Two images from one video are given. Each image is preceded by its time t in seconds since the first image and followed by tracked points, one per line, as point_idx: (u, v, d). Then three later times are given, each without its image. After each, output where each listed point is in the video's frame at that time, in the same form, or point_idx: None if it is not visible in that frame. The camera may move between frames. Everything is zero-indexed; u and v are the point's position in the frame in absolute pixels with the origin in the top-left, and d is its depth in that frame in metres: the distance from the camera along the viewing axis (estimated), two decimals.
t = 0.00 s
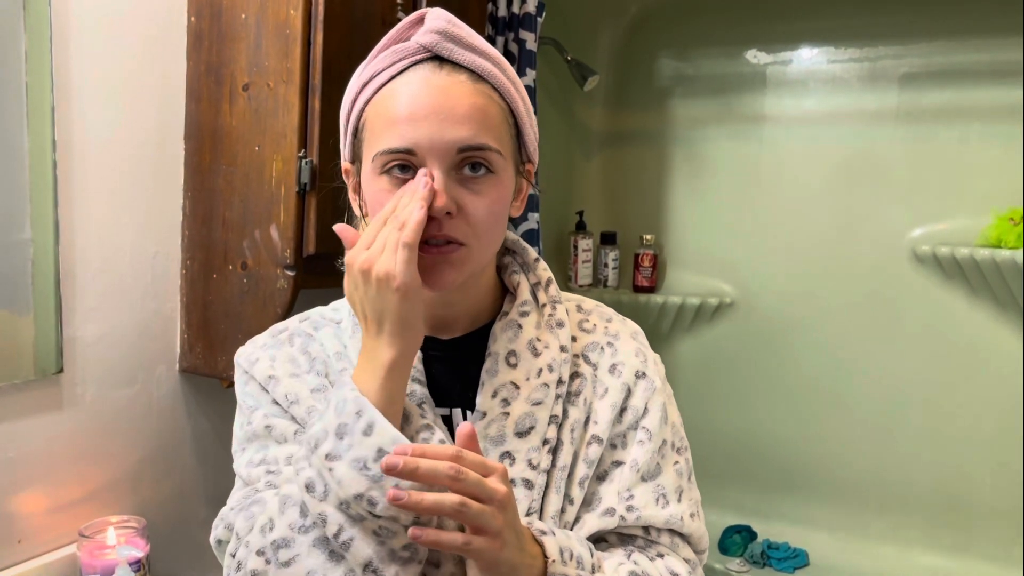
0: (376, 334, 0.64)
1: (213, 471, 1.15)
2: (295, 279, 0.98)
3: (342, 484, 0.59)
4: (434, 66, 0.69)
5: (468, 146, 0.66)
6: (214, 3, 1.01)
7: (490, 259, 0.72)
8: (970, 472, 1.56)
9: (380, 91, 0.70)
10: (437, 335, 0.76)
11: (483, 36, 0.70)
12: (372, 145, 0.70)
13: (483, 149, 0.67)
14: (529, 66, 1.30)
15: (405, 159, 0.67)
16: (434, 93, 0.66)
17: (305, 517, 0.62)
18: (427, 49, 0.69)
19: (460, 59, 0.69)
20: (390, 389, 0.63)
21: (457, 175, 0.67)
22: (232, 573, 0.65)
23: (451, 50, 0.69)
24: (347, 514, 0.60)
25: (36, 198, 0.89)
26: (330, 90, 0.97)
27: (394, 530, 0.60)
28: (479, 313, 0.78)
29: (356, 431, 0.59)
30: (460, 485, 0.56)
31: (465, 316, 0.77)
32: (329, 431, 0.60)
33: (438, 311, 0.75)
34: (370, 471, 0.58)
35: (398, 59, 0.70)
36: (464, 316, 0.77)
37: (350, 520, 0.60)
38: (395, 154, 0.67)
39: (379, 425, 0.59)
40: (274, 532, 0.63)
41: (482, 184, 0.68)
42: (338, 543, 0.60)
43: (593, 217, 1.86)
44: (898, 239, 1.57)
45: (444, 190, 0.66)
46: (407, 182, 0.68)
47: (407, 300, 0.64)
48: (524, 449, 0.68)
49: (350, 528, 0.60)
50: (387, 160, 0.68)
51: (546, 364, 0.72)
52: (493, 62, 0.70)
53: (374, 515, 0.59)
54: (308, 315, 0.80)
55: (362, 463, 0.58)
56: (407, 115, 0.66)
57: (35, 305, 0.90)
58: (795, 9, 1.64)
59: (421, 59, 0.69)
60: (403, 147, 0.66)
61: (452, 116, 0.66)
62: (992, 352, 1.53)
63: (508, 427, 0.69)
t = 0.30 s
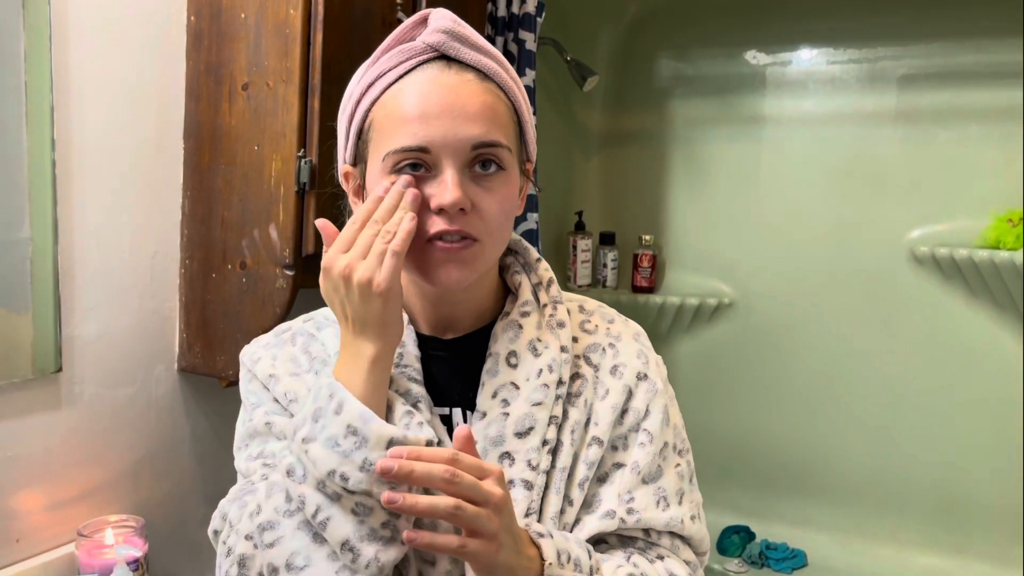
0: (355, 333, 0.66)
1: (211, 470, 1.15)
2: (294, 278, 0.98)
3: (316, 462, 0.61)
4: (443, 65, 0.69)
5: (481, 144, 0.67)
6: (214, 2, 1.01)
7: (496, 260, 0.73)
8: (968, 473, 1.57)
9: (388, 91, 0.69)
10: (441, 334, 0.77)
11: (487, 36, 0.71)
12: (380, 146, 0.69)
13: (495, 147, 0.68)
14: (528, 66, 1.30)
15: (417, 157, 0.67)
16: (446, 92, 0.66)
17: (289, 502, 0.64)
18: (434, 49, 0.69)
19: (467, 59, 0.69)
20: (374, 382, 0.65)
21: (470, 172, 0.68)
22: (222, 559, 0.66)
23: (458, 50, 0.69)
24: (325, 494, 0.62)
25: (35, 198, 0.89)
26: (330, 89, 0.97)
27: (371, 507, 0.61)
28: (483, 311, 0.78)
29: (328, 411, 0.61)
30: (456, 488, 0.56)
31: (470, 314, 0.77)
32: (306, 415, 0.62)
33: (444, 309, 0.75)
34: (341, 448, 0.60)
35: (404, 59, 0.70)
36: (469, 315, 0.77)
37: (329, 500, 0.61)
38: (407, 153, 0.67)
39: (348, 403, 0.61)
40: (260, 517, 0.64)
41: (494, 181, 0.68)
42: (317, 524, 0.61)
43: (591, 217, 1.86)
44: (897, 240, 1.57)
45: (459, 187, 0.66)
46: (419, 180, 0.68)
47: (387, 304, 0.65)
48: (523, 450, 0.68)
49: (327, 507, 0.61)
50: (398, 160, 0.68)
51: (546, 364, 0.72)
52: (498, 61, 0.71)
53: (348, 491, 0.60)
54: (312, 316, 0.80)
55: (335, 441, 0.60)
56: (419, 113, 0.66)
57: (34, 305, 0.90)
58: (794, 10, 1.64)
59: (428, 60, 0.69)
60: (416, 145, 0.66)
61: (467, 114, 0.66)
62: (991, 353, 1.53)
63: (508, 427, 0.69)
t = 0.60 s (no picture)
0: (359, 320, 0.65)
1: (209, 470, 1.15)
2: (293, 278, 0.98)
3: (327, 458, 0.60)
4: (442, 66, 0.69)
5: (481, 143, 0.67)
6: (213, 1, 1.01)
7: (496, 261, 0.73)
8: (967, 473, 1.57)
9: (387, 92, 0.69)
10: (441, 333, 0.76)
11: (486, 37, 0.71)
12: (381, 147, 0.68)
13: (495, 146, 0.68)
14: (528, 66, 1.30)
15: (418, 157, 0.67)
16: (447, 92, 0.66)
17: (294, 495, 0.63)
18: (434, 49, 0.69)
19: (467, 59, 0.69)
20: (381, 370, 0.64)
21: (470, 172, 0.67)
22: (226, 548, 0.67)
23: (457, 50, 0.69)
24: (333, 489, 0.61)
25: (33, 197, 0.89)
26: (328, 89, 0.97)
27: (380, 506, 0.61)
28: (485, 310, 0.78)
29: (342, 407, 0.60)
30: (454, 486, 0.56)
31: (471, 314, 0.77)
32: (317, 409, 0.62)
33: (446, 307, 0.75)
34: (354, 446, 0.59)
35: (403, 60, 0.70)
36: (470, 314, 0.77)
37: (337, 495, 0.61)
38: (408, 153, 0.66)
39: (364, 401, 0.60)
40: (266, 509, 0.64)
41: (494, 181, 0.68)
42: (324, 518, 0.61)
43: (590, 217, 1.86)
44: (896, 241, 1.58)
45: (461, 187, 0.66)
46: (420, 180, 0.67)
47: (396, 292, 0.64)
48: (524, 448, 0.69)
49: (335, 503, 0.61)
50: (399, 160, 0.67)
51: (547, 363, 0.72)
52: (497, 61, 0.71)
53: (359, 489, 0.60)
54: (317, 312, 0.80)
55: (348, 438, 0.60)
56: (420, 113, 0.66)
57: (32, 304, 0.90)
58: (793, 11, 1.64)
59: (427, 60, 0.70)
60: (417, 145, 0.66)
61: (468, 113, 0.66)
62: (990, 354, 1.53)
63: (508, 425, 0.69)
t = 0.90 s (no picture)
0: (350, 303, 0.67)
1: (209, 469, 1.15)
2: (292, 277, 0.98)
3: (317, 437, 0.61)
4: (431, 67, 0.69)
5: (476, 139, 0.67)
6: None
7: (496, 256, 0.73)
8: (966, 473, 1.57)
9: (377, 96, 0.69)
10: (440, 333, 0.77)
11: (473, 34, 0.71)
12: (377, 152, 0.69)
13: (489, 141, 0.68)
14: (528, 64, 1.30)
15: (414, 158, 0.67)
16: (436, 92, 0.66)
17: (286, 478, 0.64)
18: (422, 50, 0.69)
19: (455, 57, 0.69)
20: (369, 356, 0.65)
21: (466, 168, 0.68)
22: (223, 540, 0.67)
23: (445, 49, 0.69)
24: (324, 468, 0.61)
25: (31, 196, 0.89)
26: (328, 87, 0.97)
27: (371, 482, 0.61)
28: (483, 307, 0.78)
29: (330, 385, 0.61)
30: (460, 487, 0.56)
31: (470, 311, 0.77)
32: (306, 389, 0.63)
33: (446, 306, 0.75)
34: (344, 421, 0.60)
35: (391, 62, 0.70)
36: (468, 312, 0.77)
37: (328, 474, 0.61)
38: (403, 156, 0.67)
39: (351, 377, 0.61)
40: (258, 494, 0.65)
41: (490, 176, 0.69)
42: (315, 497, 0.61)
43: (590, 217, 1.86)
44: (896, 240, 1.58)
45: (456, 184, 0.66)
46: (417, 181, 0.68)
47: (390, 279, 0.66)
48: (525, 445, 0.68)
49: (325, 481, 0.61)
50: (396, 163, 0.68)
51: (548, 360, 0.72)
52: (487, 59, 0.71)
53: (350, 465, 0.60)
54: (317, 311, 0.80)
55: (337, 414, 0.60)
56: (410, 115, 0.67)
57: (31, 304, 0.90)
58: (792, 11, 1.65)
59: (416, 61, 0.69)
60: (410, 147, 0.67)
61: (457, 110, 0.66)
62: (989, 353, 1.53)
63: (509, 422, 0.69)
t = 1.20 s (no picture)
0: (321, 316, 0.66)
1: (208, 468, 1.15)
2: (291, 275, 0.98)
3: (292, 463, 0.61)
4: (428, 66, 0.69)
5: (472, 138, 0.67)
6: None
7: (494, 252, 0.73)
8: (964, 472, 1.57)
9: (375, 96, 0.69)
10: (435, 331, 0.76)
11: (471, 34, 0.71)
12: (372, 152, 0.69)
13: (485, 141, 0.68)
14: (527, 63, 1.29)
15: (408, 158, 0.67)
16: (432, 92, 0.67)
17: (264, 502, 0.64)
18: (420, 50, 0.69)
19: (453, 57, 0.69)
20: (343, 374, 0.63)
21: (461, 168, 0.68)
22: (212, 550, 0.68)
23: (443, 49, 0.69)
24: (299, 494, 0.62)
25: (31, 194, 0.89)
26: (327, 85, 0.97)
27: (346, 510, 0.62)
28: (480, 306, 0.78)
29: (305, 411, 0.60)
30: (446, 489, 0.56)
31: (466, 310, 0.77)
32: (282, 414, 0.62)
33: (442, 304, 0.75)
34: (318, 450, 0.60)
35: (388, 62, 0.70)
36: (465, 312, 0.77)
37: (304, 500, 0.62)
38: (398, 155, 0.67)
39: (326, 405, 0.60)
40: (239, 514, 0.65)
41: (485, 176, 0.69)
42: (291, 523, 0.62)
43: (589, 216, 1.86)
44: (895, 239, 1.58)
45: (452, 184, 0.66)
46: (411, 181, 0.68)
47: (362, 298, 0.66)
48: (519, 443, 0.68)
49: (301, 508, 0.62)
50: (389, 162, 0.68)
51: (542, 359, 0.72)
52: (483, 57, 0.71)
53: (324, 494, 0.60)
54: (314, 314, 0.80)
55: (311, 443, 0.60)
56: (407, 115, 0.67)
57: (30, 302, 0.90)
58: (792, 9, 1.65)
59: (413, 61, 0.69)
60: (405, 145, 0.66)
61: (454, 110, 0.67)
62: (987, 352, 1.54)
63: (503, 421, 0.69)
